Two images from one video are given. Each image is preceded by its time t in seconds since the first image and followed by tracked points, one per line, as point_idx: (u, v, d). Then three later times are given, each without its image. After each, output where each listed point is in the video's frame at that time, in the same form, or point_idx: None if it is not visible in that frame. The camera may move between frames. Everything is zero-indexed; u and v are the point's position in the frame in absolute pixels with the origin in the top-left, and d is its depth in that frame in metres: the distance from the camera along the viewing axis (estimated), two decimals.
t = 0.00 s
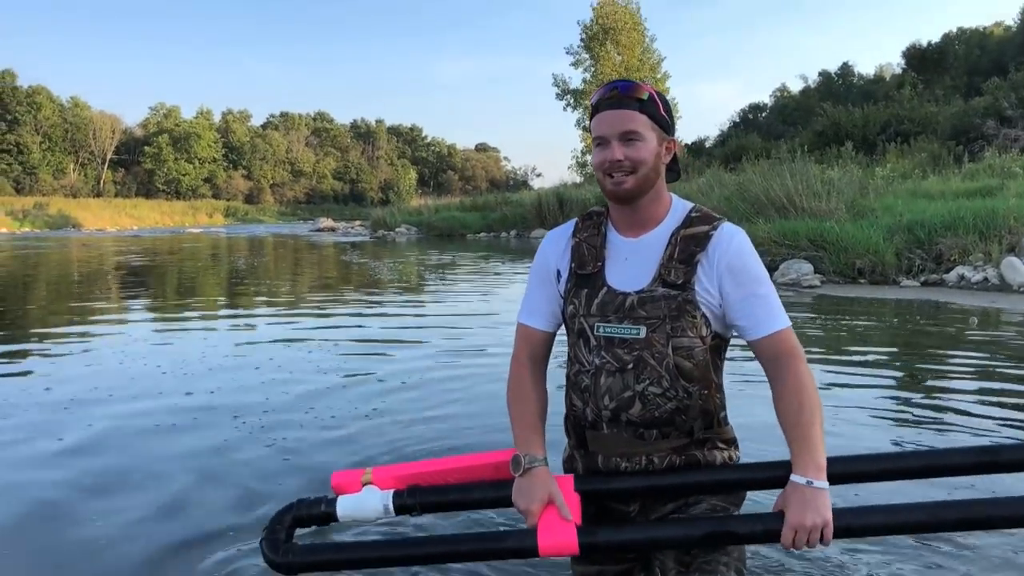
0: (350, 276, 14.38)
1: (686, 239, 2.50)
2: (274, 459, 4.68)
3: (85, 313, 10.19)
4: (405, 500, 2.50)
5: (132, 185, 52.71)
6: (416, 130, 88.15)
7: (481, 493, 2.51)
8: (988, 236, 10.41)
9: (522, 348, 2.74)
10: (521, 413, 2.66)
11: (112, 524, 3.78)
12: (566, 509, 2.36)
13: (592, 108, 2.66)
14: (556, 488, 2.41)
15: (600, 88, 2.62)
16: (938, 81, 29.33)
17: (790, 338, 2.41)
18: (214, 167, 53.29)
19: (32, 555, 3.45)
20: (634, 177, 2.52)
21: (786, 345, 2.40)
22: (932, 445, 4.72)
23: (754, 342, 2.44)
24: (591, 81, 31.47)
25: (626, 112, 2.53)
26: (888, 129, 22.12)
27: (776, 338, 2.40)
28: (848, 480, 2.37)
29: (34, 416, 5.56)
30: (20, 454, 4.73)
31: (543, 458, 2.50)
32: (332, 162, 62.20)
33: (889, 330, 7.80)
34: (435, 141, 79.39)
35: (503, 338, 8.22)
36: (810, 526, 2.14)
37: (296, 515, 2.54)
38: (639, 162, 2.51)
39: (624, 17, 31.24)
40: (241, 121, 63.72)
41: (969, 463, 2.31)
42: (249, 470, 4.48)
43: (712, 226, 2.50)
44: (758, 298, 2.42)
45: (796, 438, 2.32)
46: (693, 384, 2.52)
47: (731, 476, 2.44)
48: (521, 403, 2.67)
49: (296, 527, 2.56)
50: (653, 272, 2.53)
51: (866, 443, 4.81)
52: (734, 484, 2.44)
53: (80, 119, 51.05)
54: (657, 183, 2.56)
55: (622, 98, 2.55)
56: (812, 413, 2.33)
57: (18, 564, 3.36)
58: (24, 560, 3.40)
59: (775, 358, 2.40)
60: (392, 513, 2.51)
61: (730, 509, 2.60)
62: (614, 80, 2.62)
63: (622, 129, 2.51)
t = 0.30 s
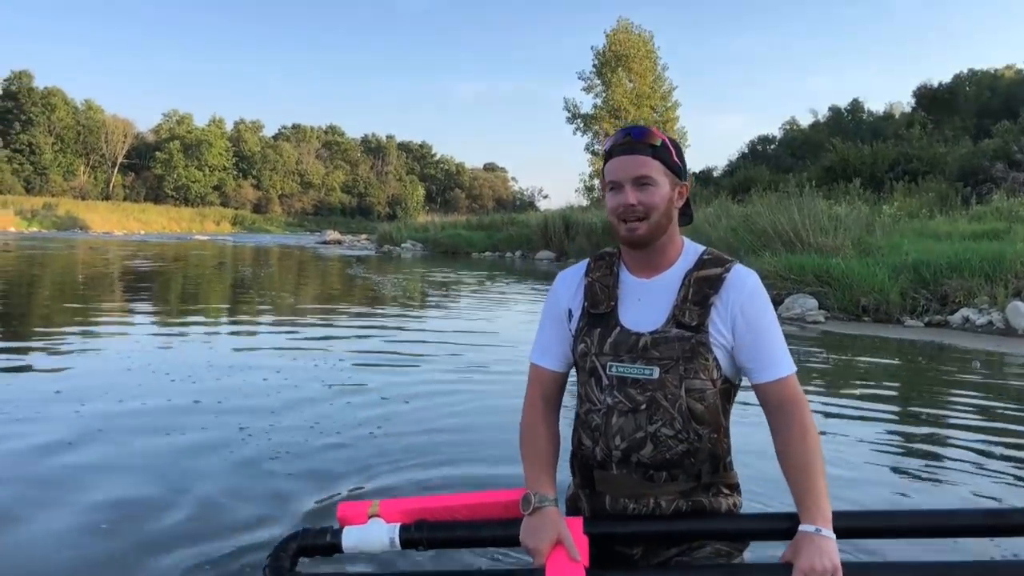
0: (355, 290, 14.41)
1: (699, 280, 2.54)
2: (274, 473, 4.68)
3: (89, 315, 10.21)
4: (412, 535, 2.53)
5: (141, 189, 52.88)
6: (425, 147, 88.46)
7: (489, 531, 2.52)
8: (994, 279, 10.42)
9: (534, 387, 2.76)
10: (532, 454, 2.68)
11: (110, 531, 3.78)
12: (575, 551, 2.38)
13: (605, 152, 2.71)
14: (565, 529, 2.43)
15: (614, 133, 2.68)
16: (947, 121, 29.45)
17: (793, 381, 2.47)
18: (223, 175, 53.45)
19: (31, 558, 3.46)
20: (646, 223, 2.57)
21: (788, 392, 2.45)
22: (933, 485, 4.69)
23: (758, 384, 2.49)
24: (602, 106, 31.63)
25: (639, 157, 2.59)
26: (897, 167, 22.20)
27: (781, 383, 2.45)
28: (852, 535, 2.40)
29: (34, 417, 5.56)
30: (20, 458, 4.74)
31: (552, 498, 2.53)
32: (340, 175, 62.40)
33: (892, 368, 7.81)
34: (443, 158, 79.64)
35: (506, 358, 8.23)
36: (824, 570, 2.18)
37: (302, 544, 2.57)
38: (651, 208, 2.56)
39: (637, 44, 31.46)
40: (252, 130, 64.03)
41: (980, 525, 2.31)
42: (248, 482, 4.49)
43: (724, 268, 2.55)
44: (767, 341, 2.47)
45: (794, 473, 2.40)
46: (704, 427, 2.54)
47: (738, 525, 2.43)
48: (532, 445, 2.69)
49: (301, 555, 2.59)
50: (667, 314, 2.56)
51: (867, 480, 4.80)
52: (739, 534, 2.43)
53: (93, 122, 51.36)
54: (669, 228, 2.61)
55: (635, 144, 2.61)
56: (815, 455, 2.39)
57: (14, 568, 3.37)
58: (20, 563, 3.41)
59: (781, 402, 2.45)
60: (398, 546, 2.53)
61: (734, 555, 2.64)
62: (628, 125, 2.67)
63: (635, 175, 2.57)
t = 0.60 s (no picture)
0: (337, 300, 14.41)
1: (687, 312, 2.62)
2: (248, 480, 4.68)
3: (69, 311, 10.16)
4: (384, 552, 2.55)
5: (127, 188, 52.57)
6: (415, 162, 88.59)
7: (461, 549, 2.54)
8: (970, 324, 10.57)
9: (517, 407, 2.79)
10: (511, 473, 2.71)
11: (81, 532, 3.78)
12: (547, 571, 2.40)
13: (613, 174, 2.76)
14: (538, 550, 2.45)
15: (626, 156, 2.74)
16: (932, 166, 29.85)
17: (767, 419, 2.58)
18: (211, 178, 53.26)
19: None
20: (654, 248, 2.64)
21: (761, 430, 2.56)
22: (901, 518, 4.75)
23: (734, 419, 2.59)
24: (593, 132, 31.87)
25: (653, 183, 2.66)
26: (881, 209, 22.49)
27: (756, 421, 2.56)
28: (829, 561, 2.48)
29: (8, 411, 5.52)
30: None
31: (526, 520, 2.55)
32: (328, 185, 62.37)
33: (866, 405, 7.91)
34: (432, 174, 79.78)
35: (485, 375, 8.27)
36: None
37: (271, 559, 2.60)
38: (659, 234, 2.64)
39: (631, 72, 31.72)
40: (242, 135, 63.91)
41: (951, 554, 2.40)
42: (225, 489, 4.52)
43: (711, 302, 2.63)
44: (747, 378, 2.57)
45: (764, 507, 2.49)
46: (680, 454, 2.60)
47: (706, 550, 2.47)
48: (512, 462, 2.72)
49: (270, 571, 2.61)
50: (654, 340, 2.62)
51: (837, 511, 4.86)
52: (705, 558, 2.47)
53: (82, 118, 51.09)
54: (669, 256, 2.69)
55: (649, 170, 2.69)
56: (785, 487, 2.49)
57: None
58: None
59: (751, 440, 2.55)
60: (367, 563, 2.56)
61: None
62: (640, 151, 2.74)
63: (649, 201, 2.64)
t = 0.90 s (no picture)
0: (310, 303, 14.27)
1: (655, 316, 2.57)
2: (211, 480, 4.58)
3: (34, 310, 9.97)
4: (346, 558, 2.47)
5: (99, 187, 51.95)
6: (392, 166, 88.25)
7: (425, 553, 2.47)
8: (941, 334, 10.63)
9: (485, 407, 2.72)
10: (478, 476, 2.63)
11: (33, 531, 3.67)
12: None
13: (588, 177, 2.70)
14: (501, 554, 2.39)
15: (602, 161, 2.68)
16: (905, 178, 30.13)
17: (731, 423, 2.54)
18: (184, 179, 52.76)
19: None
20: (628, 254, 2.59)
21: (726, 434, 2.52)
22: (870, 523, 4.72)
23: (699, 423, 2.55)
24: (570, 139, 31.93)
25: (629, 189, 2.61)
26: (854, 220, 22.67)
27: (719, 424, 2.52)
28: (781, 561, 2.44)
29: None
30: None
31: (490, 524, 2.49)
32: (304, 187, 62.01)
33: (838, 412, 7.92)
34: (408, 179, 79.56)
35: (458, 378, 8.19)
36: None
37: (230, 565, 2.47)
38: (634, 240, 2.59)
39: (609, 80, 31.81)
40: (217, 136, 63.43)
41: (900, 553, 2.37)
42: (191, 488, 4.44)
43: (680, 307, 2.59)
44: (714, 383, 2.53)
45: (727, 513, 2.45)
46: (645, 457, 2.54)
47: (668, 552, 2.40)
48: (478, 462, 2.65)
49: None
50: (621, 343, 2.57)
51: (806, 515, 4.82)
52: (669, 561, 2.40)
53: (54, 115, 50.46)
54: (642, 262, 2.64)
55: (625, 176, 2.64)
56: (746, 491, 2.46)
57: None
58: None
59: (714, 443, 2.52)
60: (330, 569, 2.46)
61: None
62: (615, 156, 2.70)
63: (625, 206, 2.59)
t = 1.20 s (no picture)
0: (313, 301, 14.29)
1: (647, 298, 2.57)
2: (221, 475, 4.62)
3: (39, 318, 10.01)
4: (349, 540, 2.51)
5: (98, 194, 52.01)
6: (391, 161, 88.15)
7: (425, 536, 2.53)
8: (945, 305, 10.62)
9: (483, 392, 2.73)
10: (477, 461, 2.64)
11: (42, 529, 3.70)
12: (506, 554, 2.40)
13: (576, 163, 2.67)
14: (498, 534, 2.44)
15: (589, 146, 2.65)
16: (905, 151, 30.05)
17: (726, 402, 2.52)
18: (184, 182, 52.78)
19: None
20: (623, 237, 2.57)
21: (721, 413, 2.50)
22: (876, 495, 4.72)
23: (692, 403, 2.53)
24: (568, 126, 31.89)
25: (619, 172, 2.59)
26: (854, 195, 22.63)
27: (713, 404, 2.50)
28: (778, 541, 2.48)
29: None
30: None
31: (487, 506, 2.53)
32: (303, 185, 62.01)
33: (843, 388, 7.92)
34: (408, 173, 79.52)
35: (463, 368, 8.22)
36: (743, 571, 2.22)
37: (239, 550, 2.53)
38: (629, 223, 2.57)
39: (603, 65, 31.72)
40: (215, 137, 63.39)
41: (894, 531, 2.40)
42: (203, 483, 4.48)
43: (671, 288, 2.58)
44: (706, 362, 2.51)
45: (721, 490, 2.45)
46: (638, 437, 2.55)
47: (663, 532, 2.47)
48: (476, 446, 2.66)
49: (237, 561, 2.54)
50: (613, 326, 2.57)
51: (813, 488, 4.84)
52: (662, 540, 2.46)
53: (51, 123, 50.48)
54: (637, 243, 2.63)
55: (614, 159, 2.61)
56: (741, 470, 2.45)
57: None
58: None
59: (710, 424, 2.50)
60: (334, 552, 2.51)
61: (666, 558, 2.64)
62: (601, 139, 2.66)
63: (617, 190, 2.56)
